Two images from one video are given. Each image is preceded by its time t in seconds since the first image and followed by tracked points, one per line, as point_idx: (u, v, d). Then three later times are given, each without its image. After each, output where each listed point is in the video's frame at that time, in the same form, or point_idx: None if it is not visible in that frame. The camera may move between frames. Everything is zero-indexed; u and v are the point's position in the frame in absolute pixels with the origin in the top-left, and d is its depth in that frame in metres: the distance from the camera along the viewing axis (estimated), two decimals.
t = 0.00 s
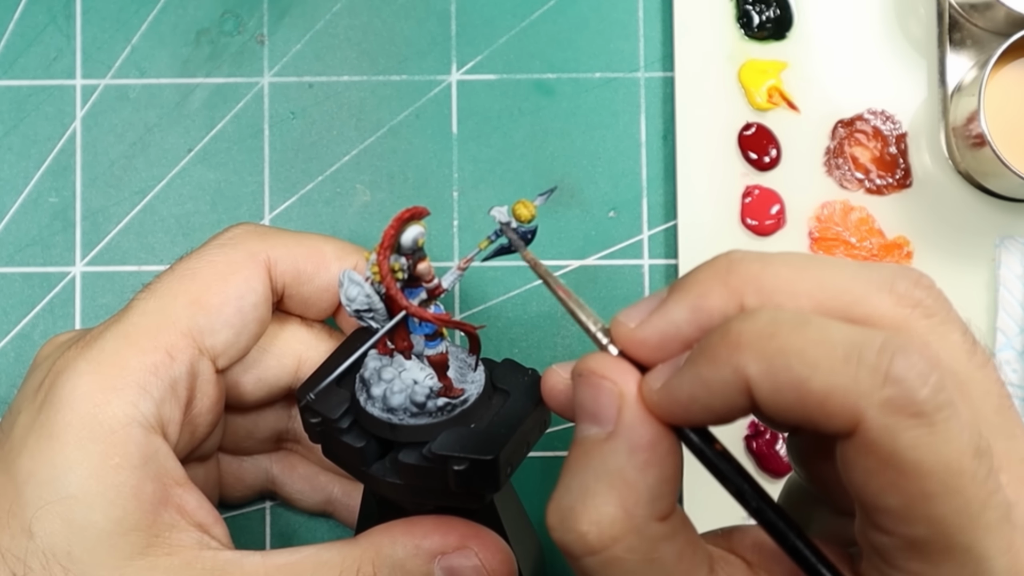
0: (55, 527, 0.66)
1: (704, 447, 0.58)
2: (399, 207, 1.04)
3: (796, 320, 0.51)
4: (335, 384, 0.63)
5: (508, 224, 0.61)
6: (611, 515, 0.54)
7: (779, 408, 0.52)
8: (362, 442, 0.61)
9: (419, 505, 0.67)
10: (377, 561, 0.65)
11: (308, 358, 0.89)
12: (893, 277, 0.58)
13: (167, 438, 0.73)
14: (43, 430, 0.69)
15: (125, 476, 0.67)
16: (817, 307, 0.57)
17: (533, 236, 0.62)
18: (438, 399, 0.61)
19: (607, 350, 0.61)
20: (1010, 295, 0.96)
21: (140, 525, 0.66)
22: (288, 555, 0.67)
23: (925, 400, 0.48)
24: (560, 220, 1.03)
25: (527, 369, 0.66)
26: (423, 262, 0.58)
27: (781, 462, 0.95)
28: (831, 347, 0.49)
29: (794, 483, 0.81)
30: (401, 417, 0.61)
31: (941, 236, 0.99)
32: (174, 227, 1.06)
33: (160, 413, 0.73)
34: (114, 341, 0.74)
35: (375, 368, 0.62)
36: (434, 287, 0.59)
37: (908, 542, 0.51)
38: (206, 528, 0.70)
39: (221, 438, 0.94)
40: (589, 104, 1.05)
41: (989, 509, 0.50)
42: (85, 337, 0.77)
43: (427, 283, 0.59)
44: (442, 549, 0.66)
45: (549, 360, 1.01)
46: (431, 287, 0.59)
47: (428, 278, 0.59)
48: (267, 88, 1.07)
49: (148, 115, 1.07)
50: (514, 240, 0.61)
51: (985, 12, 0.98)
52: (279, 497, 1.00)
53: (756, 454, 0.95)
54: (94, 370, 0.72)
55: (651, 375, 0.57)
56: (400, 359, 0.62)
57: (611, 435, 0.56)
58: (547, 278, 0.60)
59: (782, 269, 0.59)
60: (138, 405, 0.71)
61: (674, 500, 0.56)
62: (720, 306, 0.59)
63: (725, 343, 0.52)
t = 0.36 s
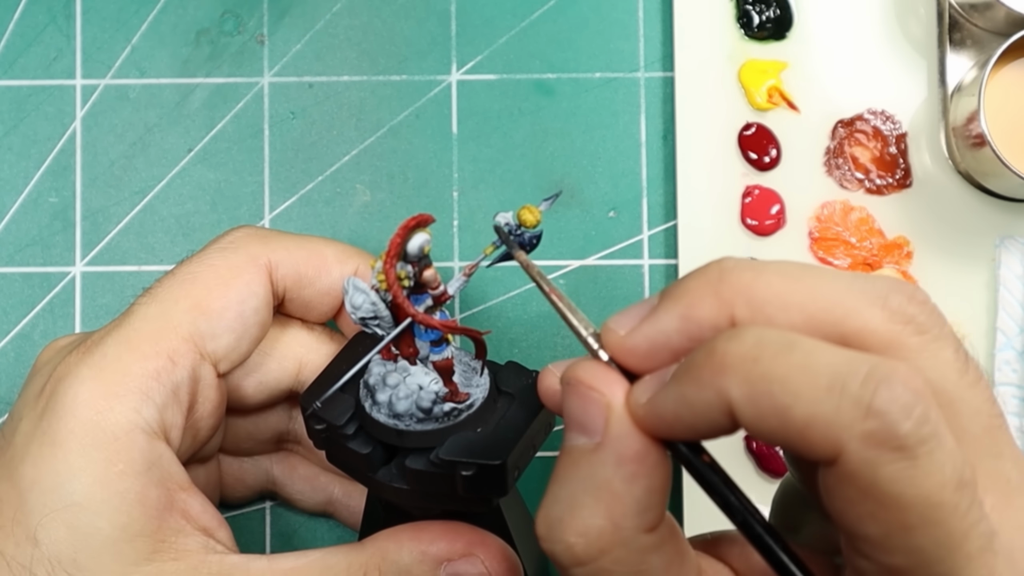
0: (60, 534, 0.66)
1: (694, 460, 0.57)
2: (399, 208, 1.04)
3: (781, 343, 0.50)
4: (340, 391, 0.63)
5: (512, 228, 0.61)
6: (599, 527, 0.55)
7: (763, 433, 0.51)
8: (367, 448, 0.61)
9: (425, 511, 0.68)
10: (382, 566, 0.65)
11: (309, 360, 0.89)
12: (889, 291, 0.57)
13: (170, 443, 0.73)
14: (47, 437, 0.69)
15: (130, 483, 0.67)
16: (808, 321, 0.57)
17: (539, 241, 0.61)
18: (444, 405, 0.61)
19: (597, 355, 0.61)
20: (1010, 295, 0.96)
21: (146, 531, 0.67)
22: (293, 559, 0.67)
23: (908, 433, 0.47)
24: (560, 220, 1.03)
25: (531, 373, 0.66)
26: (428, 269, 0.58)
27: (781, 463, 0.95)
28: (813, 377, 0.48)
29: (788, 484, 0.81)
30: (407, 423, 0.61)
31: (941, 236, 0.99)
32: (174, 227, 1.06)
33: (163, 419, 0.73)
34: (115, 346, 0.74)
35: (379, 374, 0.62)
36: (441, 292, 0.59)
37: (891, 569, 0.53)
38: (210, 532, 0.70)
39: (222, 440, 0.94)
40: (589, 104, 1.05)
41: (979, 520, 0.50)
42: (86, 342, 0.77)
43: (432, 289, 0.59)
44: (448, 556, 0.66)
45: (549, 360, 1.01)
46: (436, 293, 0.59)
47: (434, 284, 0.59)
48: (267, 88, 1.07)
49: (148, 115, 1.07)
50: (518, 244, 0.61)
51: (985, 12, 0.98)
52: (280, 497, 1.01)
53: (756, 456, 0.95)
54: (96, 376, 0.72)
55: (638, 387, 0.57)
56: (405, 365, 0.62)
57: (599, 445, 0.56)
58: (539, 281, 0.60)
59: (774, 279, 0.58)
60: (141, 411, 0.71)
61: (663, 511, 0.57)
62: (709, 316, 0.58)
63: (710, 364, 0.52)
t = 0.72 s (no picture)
0: (65, 541, 0.66)
1: (695, 468, 0.56)
2: (399, 208, 1.04)
3: (759, 351, 0.50)
4: (341, 396, 0.63)
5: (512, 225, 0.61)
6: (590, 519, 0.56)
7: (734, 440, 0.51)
8: (373, 452, 0.61)
9: (430, 512, 0.67)
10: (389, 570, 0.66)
11: (304, 360, 0.89)
12: (882, 292, 0.57)
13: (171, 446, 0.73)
14: (47, 443, 0.69)
15: (133, 487, 0.68)
16: (799, 321, 0.56)
17: (537, 235, 0.62)
18: (449, 404, 0.61)
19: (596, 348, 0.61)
20: (1010, 295, 0.96)
21: (152, 535, 0.67)
22: (299, 561, 0.67)
23: (874, 451, 0.47)
24: (560, 220, 1.03)
25: (530, 366, 0.66)
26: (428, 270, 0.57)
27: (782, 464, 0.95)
28: (784, 389, 0.48)
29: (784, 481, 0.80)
30: (412, 425, 0.61)
31: (940, 236, 0.99)
32: (174, 227, 1.06)
33: (163, 422, 0.73)
34: (114, 351, 0.74)
35: (382, 376, 0.62)
36: (441, 292, 0.59)
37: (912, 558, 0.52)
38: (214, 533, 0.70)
39: (221, 441, 0.94)
40: (589, 104, 1.05)
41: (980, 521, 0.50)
42: (84, 346, 0.77)
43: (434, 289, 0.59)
44: (454, 561, 0.66)
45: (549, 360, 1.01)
46: (437, 293, 0.59)
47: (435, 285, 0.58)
48: (267, 88, 1.07)
49: (148, 115, 1.07)
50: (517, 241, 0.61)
51: (985, 12, 0.98)
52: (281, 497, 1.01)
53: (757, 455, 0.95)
54: (95, 381, 0.72)
55: (630, 382, 0.57)
56: (407, 366, 0.63)
57: (591, 438, 0.56)
58: (543, 271, 0.60)
59: (768, 279, 0.58)
60: (141, 415, 0.71)
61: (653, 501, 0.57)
62: (703, 316, 0.58)
63: (689, 370, 0.52)
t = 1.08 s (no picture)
0: (55, 532, 0.66)
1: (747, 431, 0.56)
2: (399, 208, 1.04)
3: (857, 300, 0.50)
4: (333, 390, 0.63)
5: (503, 235, 0.61)
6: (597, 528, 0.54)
7: (846, 389, 0.51)
8: (358, 449, 0.61)
9: (417, 511, 0.67)
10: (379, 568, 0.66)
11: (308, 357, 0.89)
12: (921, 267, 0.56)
13: (166, 441, 0.73)
14: (43, 434, 0.69)
15: (125, 480, 0.68)
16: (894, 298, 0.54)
17: (529, 248, 0.62)
18: (435, 408, 0.61)
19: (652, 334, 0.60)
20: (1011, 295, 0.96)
21: (140, 529, 0.67)
22: (291, 563, 0.67)
23: (996, 378, 0.48)
24: (560, 221, 1.03)
25: (524, 374, 0.66)
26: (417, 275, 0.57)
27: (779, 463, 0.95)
28: (898, 327, 0.49)
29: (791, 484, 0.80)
30: (397, 426, 0.61)
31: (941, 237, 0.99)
32: (174, 227, 1.06)
33: (159, 416, 0.73)
34: (112, 344, 0.74)
35: (374, 375, 0.62)
36: (430, 297, 0.59)
37: (969, 522, 0.51)
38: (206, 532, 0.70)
39: (221, 438, 0.94)
40: (589, 104, 1.05)
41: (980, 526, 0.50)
42: (83, 341, 0.77)
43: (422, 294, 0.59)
44: (446, 553, 0.66)
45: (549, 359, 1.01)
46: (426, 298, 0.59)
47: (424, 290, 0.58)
48: (267, 88, 1.07)
49: (148, 115, 1.07)
50: (510, 252, 0.61)
51: (985, 12, 0.98)
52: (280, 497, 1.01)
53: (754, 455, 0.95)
54: (93, 374, 0.72)
55: (703, 359, 0.57)
56: (398, 367, 0.62)
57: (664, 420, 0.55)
58: (590, 264, 0.58)
59: (834, 247, 0.58)
60: (137, 409, 0.71)
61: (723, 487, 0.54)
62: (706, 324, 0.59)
63: (786, 325, 0.52)
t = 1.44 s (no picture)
0: (51, 528, 0.66)
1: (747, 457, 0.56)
2: (399, 208, 1.04)
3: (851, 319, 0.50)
4: (333, 385, 0.64)
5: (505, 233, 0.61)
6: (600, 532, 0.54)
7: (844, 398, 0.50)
8: (357, 444, 0.62)
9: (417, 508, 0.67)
10: (376, 566, 0.66)
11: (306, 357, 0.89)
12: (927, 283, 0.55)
13: (163, 440, 0.73)
14: (40, 432, 0.69)
15: (122, 478, 0.67)
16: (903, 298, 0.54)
17: (530, 245, 0.62)
18: (434, 404, 0.61)
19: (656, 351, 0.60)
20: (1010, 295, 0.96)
21: (136, 527, 0.67)
22: (288, 560, 0.67)
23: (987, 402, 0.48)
24: (560, 221, 1.03)
25: (524, 373, 0.66)
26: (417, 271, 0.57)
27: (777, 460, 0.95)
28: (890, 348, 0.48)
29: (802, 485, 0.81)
30: (396, 422, 0.61)
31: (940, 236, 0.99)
32: (174, 227, 1.06)
33: (156, 415, 0.73)
34: (110, 343, 0.74)
35: (372, 370, 0.62)
36: (430, 293, 0.59)
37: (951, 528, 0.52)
38: (203, 530, 0.71)
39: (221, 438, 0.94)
40: (589, 104, 1.05)
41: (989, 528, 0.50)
42: (81, 340, 0.77)
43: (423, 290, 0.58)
44: (442, 550, 0.66)
45: (549, 360, 1.02)
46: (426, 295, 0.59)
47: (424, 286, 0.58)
48: (267, 88, 1.07)
49: (148, 115, 1.07)
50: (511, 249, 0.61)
51: (985, 12, 0.98)
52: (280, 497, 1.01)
53: (755, 455, 0.95)
54: (90, 373, 0.72)
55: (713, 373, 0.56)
56: (396, 363, 0.62)
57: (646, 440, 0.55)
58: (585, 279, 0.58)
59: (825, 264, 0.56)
60: (135, 407, 0.71)
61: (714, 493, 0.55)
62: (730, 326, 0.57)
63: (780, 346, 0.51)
